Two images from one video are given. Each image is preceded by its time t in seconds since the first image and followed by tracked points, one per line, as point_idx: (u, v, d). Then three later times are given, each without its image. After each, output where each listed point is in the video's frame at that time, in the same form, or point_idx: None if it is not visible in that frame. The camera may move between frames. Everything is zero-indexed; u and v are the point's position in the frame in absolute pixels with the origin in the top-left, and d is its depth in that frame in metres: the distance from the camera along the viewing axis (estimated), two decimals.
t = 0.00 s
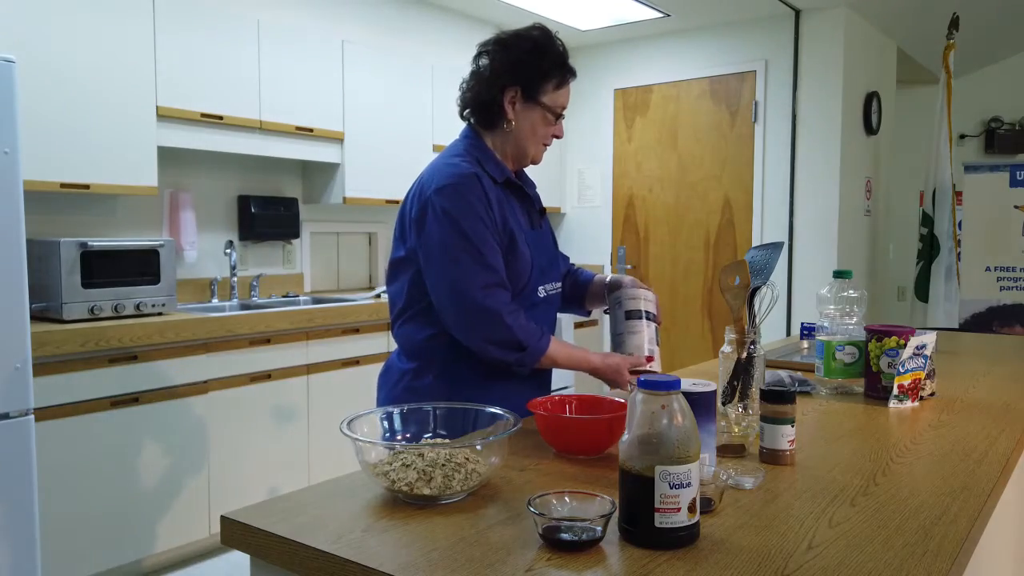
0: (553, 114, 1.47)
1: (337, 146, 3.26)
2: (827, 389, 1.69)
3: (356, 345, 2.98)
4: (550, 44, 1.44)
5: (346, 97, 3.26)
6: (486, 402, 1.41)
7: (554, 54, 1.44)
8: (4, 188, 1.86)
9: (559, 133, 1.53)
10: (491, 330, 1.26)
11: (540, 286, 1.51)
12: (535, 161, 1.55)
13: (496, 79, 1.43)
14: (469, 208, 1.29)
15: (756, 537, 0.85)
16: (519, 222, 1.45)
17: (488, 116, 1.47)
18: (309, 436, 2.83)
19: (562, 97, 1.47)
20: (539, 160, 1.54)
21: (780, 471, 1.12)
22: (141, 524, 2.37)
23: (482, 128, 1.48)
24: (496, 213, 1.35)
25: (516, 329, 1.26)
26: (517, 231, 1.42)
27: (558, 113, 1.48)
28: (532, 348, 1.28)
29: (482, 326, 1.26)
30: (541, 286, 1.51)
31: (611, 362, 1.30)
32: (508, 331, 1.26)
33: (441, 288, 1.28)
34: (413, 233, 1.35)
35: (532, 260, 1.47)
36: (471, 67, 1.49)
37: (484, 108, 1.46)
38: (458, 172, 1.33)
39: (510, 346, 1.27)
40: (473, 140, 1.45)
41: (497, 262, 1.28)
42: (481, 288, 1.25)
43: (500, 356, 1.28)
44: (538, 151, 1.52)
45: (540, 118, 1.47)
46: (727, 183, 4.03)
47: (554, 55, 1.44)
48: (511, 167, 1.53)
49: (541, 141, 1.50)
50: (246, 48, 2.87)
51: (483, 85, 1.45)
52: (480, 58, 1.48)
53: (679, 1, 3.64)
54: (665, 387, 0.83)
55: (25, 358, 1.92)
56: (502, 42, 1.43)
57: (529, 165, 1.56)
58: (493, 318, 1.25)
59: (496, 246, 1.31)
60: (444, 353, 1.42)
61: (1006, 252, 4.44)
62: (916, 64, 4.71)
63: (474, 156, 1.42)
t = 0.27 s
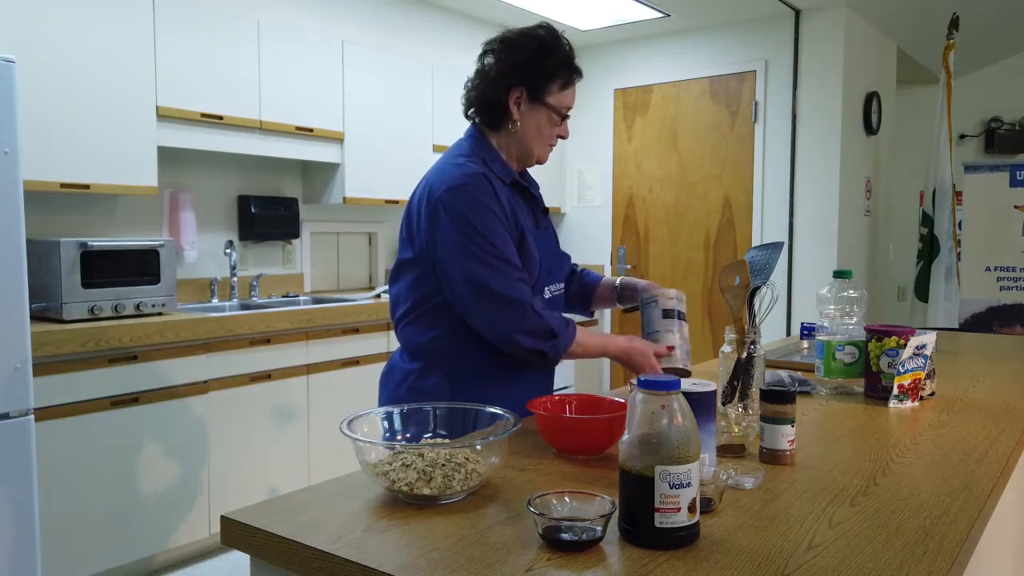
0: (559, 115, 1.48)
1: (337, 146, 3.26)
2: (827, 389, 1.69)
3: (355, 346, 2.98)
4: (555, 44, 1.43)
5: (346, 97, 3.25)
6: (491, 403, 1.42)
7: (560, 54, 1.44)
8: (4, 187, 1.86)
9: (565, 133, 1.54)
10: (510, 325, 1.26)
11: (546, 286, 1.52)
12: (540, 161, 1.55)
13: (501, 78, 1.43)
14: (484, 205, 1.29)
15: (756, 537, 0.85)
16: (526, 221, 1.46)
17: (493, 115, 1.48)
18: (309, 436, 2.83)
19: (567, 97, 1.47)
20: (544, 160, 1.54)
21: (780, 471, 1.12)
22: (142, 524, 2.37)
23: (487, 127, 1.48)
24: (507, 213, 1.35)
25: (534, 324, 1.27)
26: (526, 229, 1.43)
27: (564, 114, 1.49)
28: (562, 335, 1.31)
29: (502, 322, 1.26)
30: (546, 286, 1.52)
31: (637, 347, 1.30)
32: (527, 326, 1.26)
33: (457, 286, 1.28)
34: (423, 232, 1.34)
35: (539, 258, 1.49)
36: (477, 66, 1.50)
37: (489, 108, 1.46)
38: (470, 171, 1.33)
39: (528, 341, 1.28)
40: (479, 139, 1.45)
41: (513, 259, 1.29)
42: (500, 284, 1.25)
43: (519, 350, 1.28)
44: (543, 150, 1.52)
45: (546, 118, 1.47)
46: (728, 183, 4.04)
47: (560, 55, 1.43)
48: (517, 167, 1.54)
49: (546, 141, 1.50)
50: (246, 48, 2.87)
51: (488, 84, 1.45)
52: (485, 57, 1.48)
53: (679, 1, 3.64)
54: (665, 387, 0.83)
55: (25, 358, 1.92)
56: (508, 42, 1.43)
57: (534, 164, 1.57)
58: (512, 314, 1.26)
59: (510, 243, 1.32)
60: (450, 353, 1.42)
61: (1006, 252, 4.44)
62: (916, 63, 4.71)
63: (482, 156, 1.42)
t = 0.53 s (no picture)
0: (564, 116, 1.48)
1: (337, 146, 3.26)
2: (827, 389, 1.68)
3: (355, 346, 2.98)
4: (562, 45, 1.43)
5: (346, 97, 3.26)
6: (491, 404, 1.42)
7: (567, 54, 1.44)
8: (5, 187, 1.86)
9: (569, 134, 1.54)
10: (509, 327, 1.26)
11: (548, 287, 1.52)
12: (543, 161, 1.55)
13: (507, 78, 1.43)
14: (487, 206, 1.29)
15: (756, 537, 0.85)
16: (528, 222, 1.46)
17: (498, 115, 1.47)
18: (309, 436, 2.83)
19: (573, 98, 1.47)
20: (547, 160, 1.54)
21: (780, 471, 1.12)
22: (142, 524, 2.37)
23: (492, 127, 1.48)
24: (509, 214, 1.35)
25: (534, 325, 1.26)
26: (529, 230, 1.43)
27: (568, 114, 1.49)
28: (560, 337, 1.29)
29: (501, 323, 1.26)
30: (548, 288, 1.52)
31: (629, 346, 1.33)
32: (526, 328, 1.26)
33: (458, 286, 1.28)
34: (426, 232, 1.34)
35: (541, 260, 1.49)
36: (482, 64, 1.49)
37: (494, 107, 1.46)
38: (473, 171, 1.33)
39: (527, 343, 1.27)
40: (484, 139, 1.45)
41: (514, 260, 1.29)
42: (501, 285, 1.25)
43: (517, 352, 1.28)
44: (547, 150, 1.52)
45: (551, 119, 1.47)
46: (727, 183, 4.04)
47: (567, 56, 1.44)
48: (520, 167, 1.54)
49: (551, 141, 1.50)
50: (246, 48, 2.87)
51: (494, 84, 1.44)
52: (490, 56, 1.48)
53: (679, 1, 3.64)
54: (665, 387, 0.83)
55: (25, 358, 1.92)
56: (515, 41, 1.43)
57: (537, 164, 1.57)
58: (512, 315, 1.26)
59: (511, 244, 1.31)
60: (451, 354, 1.42)
61: (1006, 252, 4.44)
62: (916, 63, 4.71)
63: (485, 157, 1.42)
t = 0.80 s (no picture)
0: (570, 118, 1.48)
1: (337, 146, 3.26)
2: (827, 389, 1.68)
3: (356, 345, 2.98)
4: (569, 47, 1.43)
5: (346, 98, 3.25)
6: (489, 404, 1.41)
7: (574, 56, 1.43)
8: (5, 187, 1.86)
9: (574, 134, 1.54)
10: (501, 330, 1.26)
11: (546, 289, 1.52)
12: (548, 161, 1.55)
13: (513, 80, 1.43)
14: (485, 208, 1.29)
15: (756, 537, 0.85)
16: (528, 224, 1.46)
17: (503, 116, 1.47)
18: (309, 436, 2.82)
19: (580, 100, 1.47)
20: (552, 161, 1.54)
21: (780, 471, 1.12)
22: (142, 524, 2.37)
23: (497, 128, 1.48)
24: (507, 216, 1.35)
25: (526, 329, 1.26)
26: (527, 232, 1.43)
27: (574, 116, 1.49)
28: (550, 342, 1.29)
29: (495, 324, 1.26)
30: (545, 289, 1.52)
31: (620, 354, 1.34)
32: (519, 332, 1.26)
33: (454, 286, 1.28)
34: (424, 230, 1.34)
35: (540, 261, 1.49)
36: (488, 64, 1.49)
37: (500, 109, 1.46)
38: (473, 172, 1.33)
39: (517, 346, 1.27)
40: (488, 141, 1.45)
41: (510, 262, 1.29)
42: (496, 287, 1.25)
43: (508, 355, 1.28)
44: (552, 151, 1.52)
45: (556, 121, 1.47)
46: (727, 183, 4.04)
47: (574, 58, 1.43)
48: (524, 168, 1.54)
49: (556, 142, 1.50)
50: (246, 48, 2.87)
51: (500, 85, 1.44)
52: (497, 56, 1.47)
53: (679, 1, 3.64)
54: (665, 388, 0.83)
55: (25, 358, 1.91)
56: (521, 43, 1.42)
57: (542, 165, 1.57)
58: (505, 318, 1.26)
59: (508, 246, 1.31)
60: (448, 352, 1.42)
61: (1006, 252, 4.44)
62: (916, 63, 4.71)
63: (486, 157, 1.42)
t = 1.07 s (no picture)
0: (576, 121, 1.48)
1: (337, 146, 3.26)
2: (827, 389, 1.68)
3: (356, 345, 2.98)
4: (576, 50, 1.42)
5: (346, 98, 3.25)
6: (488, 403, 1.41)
7: (581, 59, 1.43)
8: (5, 187, 1.86)
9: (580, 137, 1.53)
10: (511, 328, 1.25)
11: (551, 289, 1.52)
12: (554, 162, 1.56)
13: (520, 82, 1.43)
14: (493, 207, 1.29)
15: (756, 537, 0.85)
16: (534, 224, 1.46)
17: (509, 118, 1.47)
18: (309, 436, 2.82)
19: (586, 103, 1.47)
20: (557, 163, 1.54)
21: (780, 471, 1.12)
22: (142, 524, 2.37)
23: (503, 129, 1.48)
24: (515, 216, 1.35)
25: (535, 327, 1.26)
26: (533, 232, 1.43)
27: (580, 119, 1.48)
28: (561, 340, 1.29)
29: (504, 323, 1.26)
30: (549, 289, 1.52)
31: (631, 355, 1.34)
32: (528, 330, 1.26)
33: (463, 285, 1.28)
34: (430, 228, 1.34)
35: (545, 262, 1.49)
36: (496, 65, 1.49)
37: (506, 110, 1.46)
38: (481, 171, 1.33)
39: (526, 345, 1.27)
40: (494, 142, 1.45)
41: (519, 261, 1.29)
42: (505, 286, 1.25)
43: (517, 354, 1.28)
44: (558, 153, 1.52)
45: (562, 124, 1.47)
46: (728, 183, 4.03)
47: (581, 60, 1.42)
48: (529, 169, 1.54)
49: (562, 145, 1.50)
50: (246, 48, 2.86)
51: (506, 87, 1.44)
52: (504, 58, 1.47)
53: (679, 1, 3.64)
54: (665, 387, 0.82)
55: (25, 358, 1.91)
56: (528, 45, 1.42)
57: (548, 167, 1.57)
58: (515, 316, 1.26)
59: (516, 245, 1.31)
60: (450, 350, 1.41)
61: (1006, 252, 4.43)
62: (916, 63, 4.71)
63: (492, 157, 1.42)
